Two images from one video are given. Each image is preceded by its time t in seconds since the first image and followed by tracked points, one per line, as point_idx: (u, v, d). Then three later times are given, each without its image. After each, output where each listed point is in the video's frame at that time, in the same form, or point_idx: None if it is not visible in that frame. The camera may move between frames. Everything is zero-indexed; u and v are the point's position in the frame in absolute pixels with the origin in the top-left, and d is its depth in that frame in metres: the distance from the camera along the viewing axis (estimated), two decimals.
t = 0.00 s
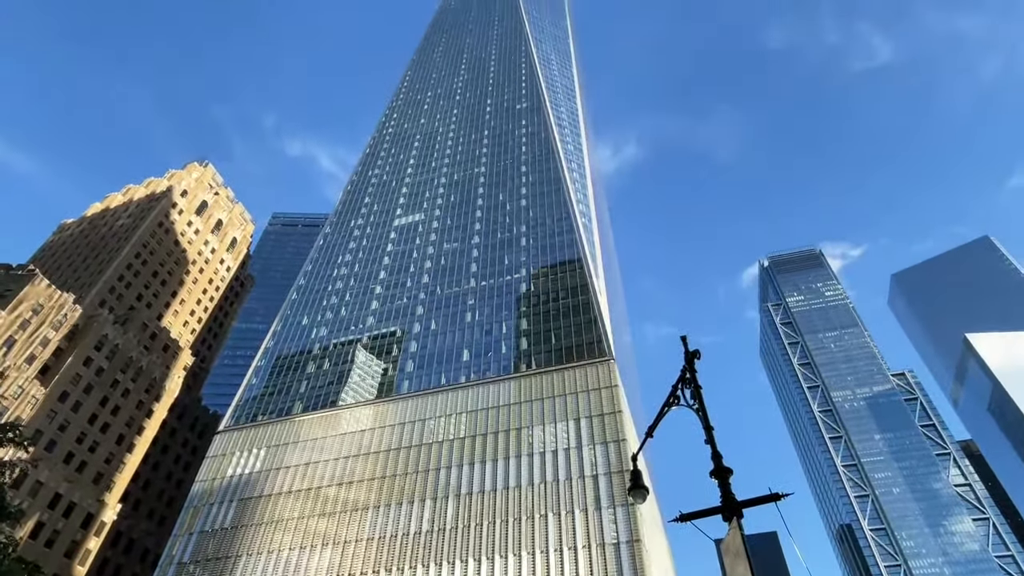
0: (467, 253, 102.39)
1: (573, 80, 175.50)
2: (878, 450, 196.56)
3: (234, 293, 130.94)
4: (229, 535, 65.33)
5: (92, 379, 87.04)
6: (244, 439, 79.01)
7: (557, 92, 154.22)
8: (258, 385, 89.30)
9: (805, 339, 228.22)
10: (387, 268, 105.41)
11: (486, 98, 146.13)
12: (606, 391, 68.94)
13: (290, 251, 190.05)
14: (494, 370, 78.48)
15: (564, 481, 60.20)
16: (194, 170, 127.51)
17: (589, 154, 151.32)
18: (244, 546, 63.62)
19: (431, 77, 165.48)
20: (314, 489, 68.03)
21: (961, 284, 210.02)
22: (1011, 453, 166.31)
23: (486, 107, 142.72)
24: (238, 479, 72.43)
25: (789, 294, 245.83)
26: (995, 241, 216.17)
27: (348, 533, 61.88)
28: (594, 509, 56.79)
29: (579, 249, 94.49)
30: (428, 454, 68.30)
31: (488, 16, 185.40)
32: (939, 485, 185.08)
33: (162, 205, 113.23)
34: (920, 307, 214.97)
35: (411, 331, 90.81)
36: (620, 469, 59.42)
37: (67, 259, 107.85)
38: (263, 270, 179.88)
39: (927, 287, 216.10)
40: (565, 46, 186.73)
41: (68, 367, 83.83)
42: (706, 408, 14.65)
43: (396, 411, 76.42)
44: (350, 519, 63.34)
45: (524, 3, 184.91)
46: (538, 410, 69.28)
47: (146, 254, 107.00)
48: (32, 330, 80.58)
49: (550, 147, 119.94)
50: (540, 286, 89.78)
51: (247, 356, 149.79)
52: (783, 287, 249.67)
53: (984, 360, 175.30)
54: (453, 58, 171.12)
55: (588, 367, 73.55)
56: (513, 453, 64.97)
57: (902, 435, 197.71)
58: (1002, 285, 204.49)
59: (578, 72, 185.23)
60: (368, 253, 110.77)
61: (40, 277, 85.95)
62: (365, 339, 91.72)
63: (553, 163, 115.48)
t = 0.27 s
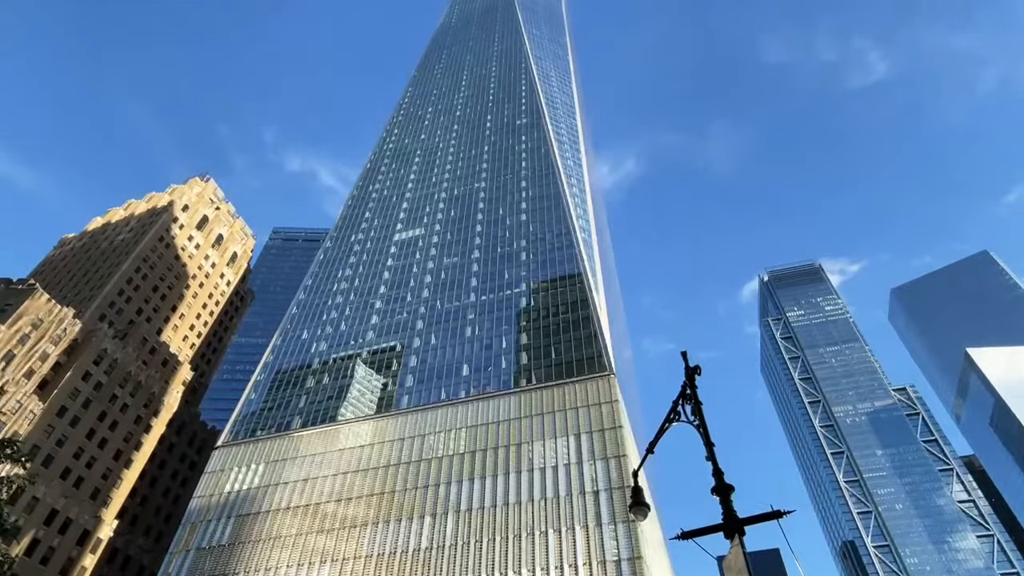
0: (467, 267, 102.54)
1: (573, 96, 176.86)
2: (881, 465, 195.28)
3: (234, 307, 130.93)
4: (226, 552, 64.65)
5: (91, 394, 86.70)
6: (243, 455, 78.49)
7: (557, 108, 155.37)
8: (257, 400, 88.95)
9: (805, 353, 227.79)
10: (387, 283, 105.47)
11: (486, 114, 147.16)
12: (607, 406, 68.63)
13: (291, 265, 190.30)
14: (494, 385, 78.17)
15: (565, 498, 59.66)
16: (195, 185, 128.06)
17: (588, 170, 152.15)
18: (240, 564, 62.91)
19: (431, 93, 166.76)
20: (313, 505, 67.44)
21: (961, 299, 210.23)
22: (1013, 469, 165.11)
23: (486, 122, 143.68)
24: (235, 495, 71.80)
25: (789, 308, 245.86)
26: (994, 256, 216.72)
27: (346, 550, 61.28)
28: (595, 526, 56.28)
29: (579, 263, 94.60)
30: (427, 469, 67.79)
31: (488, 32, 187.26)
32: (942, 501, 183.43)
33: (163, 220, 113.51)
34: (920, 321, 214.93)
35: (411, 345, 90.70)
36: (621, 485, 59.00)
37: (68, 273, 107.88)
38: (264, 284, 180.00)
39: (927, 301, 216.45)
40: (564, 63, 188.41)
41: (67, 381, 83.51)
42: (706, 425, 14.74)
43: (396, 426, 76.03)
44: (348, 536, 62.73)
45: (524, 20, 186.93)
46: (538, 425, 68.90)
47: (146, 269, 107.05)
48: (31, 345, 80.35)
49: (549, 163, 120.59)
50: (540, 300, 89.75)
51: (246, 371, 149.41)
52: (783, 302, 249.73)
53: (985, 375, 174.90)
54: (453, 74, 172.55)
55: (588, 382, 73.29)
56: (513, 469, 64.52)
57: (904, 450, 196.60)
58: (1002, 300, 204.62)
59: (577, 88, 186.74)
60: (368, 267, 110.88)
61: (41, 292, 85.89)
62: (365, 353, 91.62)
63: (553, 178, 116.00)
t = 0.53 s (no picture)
0: (467, 282, 102.62)
1: (572, 113, 178.21)
2: (883, 482, 193.89)
3: (233, 322, 130.82)
4: (223, 570, 63.87)
5: (89, 409, 86.30)
6: (241, 471, 77.89)
7: (557, 124, 156.45)
8: (256, 416, 88.49)
9: (806, 369, 227.17)
10: (387, 298, 105.44)
11: (486, 130, 148.19)
12: (607, 422, 68.29)
13: (291, 280, 190.45)
14: (494, 401, 77.81)
15: (565, 515, 59.13)
16: (197, 200, 128.51)
17: (588, 186, 152.92)
18: None
19: (432, 110, 168.10)
20: (312, 522, 66.79)
21: (961, 314, 210.13)
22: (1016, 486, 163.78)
23: (487, 139, 144.65)
24: (233, 513, 71.13)
25: (790, 323, 245.68)
26: (993, 271, 216.91)
27: (344, 568, 60.60)
28: (596, 544, 55.75)
29: (579, 278, 94.66)
30: (426, 486, 67.28)
31: (488, 50, 189.14)
32: (946, 519, 181.79)
33: (164, 235, 113.76)
34: (920, 337, 214.71)
35: (411, 361, 90.47)
36: (623, 502, 58.50)
37: (68, 288, 107.93)
38: (264, 299, 180.02)
39: (927, 318, 216.69)
40: (564, 80, 190.13)
41: (65, 397, 83.16)
42: (708, 441, 14.78)
43: (395, 442, 75.60)
44: (347, 553, 62.09)
45: (524, 39, 188.99)
46: (539, 442, 68.48)
47: (147, 284, 107.17)
48: (31, 360, 80.08)
49: (549, 178, 121.23)
50: (540, 316, 89.68)
51: (245, 386, 148.89)
52: (783, 317, 249.58)
53: (987, 391, 174.27)
54: (454, 91, 173.99)
55: (588, 397, 73.00)
56: (513, 486, 64.07)
57: (907, 467, 195.19)
58: (1003, 315, 204.36)
59: (577, 105, 188.20)
60: (369, 282, 110.95)
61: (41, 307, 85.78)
62: (364, 369, 91.33)
63: (553, 194, 116.49)
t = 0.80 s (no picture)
0: (467, 298, 102.65)
1: (572, 130, 179.44)
2: (886, 499, 192.34)
3: (233, 337, 130.64)
4: None
5: (87, 425, 85.89)
6: (239, 488, 77.27)
7: (557, 141, 157.50)
8: (255, 432, 88.01)
9: (807, 385, 226.41)
10: (387, 314, 105.38)
11: (487, 147, 149.13)
12: (608, 438, 67.91)
13: (291, 296, 190.52)
14: (494, 417, 77.45)
15: (566, 533, 58.54)
16: (198, 216, 128.93)
17: (588, 203, 153.60)
18: None
19: (433, 126, 169.33)
20: (309, 540, 66.07)
21: (961, 330, 209.95)
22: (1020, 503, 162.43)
23: (487, 155, 145.53)
24: (231, 530, 70.44)
25: (791, 339, 245.35)
26: (992, 287, 217.08)
27: None
28: (596, 562, 55.15)
29: (579, 293, 94.66)
30: (426, 503, 66.73)
31: (489, 68, 190.99)
32: (950, 536, 179.97)
33: (165, 251, 113.98)
34: (921, 353, 214.28)
35: (410, 376, 90.18)
36: (623, 519, 58.02)
37: (68, 304, 107.89)
38: (264, 314, 179.96)
39: (926, 334, 216.78)
40: (564, 98, 191.84)
41: (63, 413, 82.76)
42: (709, 458, 14.81)
43: (394, 459, 75.11)
44: (345, 572, 61.40)
45: (525, 57, 191.04)
46: (539, 458, 68.05)
47: (147, 299, 107.18)
48: (29, 375, 79.71)
49: (549, 195, 121.78)
50: (540, 331, 89.63)
51: (244, 402, 148.28)
52: (784, 332, 249.26)
53: (989, 407, 173.51)
54: (455, 108, 175.44)
55: (589, 414, 72.66)
56: (513, 503, 63.54)
57: (910, 484, 193.70)
58: (1003, 331, 203.98)
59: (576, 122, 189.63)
60: (369, 298, 110.98)
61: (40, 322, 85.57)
62: (364, 385, 91.02)
63: (553, 210, 116.88)
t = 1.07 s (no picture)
0: (467, 311, 102.59)
1: (571, 144, 180.46)
2: (889, 513, 190.95)
3: (232, 350, 130.42)
4: None
5: (85, 439, 85.48)
6: (237, 503, 76.66)
7: (556, 155, 158.32)
8: (253, 446, 87.53)
9: (808, 399, 225.71)
10: (387, 327, 105.26)
11: (487, 161, 149.89)
12: (609, 453, 67.52)
13: (291, 309, 190.43)
14: (494, 431, 77.08)
15: (567, 549, 57.97)
16: (199, 229, 129.17)
17: (588, 217, 154.11)
18: None
19: (433, 141, 170.30)
20: (307, 555, 65.42)
21: (961, 344, 209.69)
22: None
23: (487, 169, 146.19)
24: (228, 545, 69.77)
25: (791, 352, 245.00)
26: (992, 300, 217.23)
27: None
28: None
29: (579, 307, 94.60)
30: (426, 518, 66.18)
31: (489, 83, 192.59)
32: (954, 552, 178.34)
33: (165, 264, 114.08)
34: (922, 366, 213.83)
35: (410, 390, 89.83)
36: (624, 534, 57.53)
37: (68, 317, 107.82)
38: (264, 327, 179.80)
39: (926, 348, 216.80)
40: (563, 112, 193.19)
41: (61, 426, 82.32)
42: (711, 473, 14.72)
43: (394, 474, 74.62)
44: None
45: (525, 72, 192.64)
46: (540, 472, 67.68)
47: (147, 312, 107.13)
48: (28, 389, 79.52)
49: (549, 208, 122.15)
50: (540, 344, 89.52)
51: (242, 415, 147.66)
52: (785, 346, 248.92)
53: (992, 421, 172.69)
54: (455, 122, 176.61)
55: (589, 428, 72.31)
56: (513, 518, 63.02)
57: (912, 498, 192.34)
58: (1004, 344, 203.52)
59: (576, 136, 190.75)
60: (369, 311, 110.95)
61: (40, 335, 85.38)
62: (363, 398, 90.66)
63: (552, 224, 117.20)
